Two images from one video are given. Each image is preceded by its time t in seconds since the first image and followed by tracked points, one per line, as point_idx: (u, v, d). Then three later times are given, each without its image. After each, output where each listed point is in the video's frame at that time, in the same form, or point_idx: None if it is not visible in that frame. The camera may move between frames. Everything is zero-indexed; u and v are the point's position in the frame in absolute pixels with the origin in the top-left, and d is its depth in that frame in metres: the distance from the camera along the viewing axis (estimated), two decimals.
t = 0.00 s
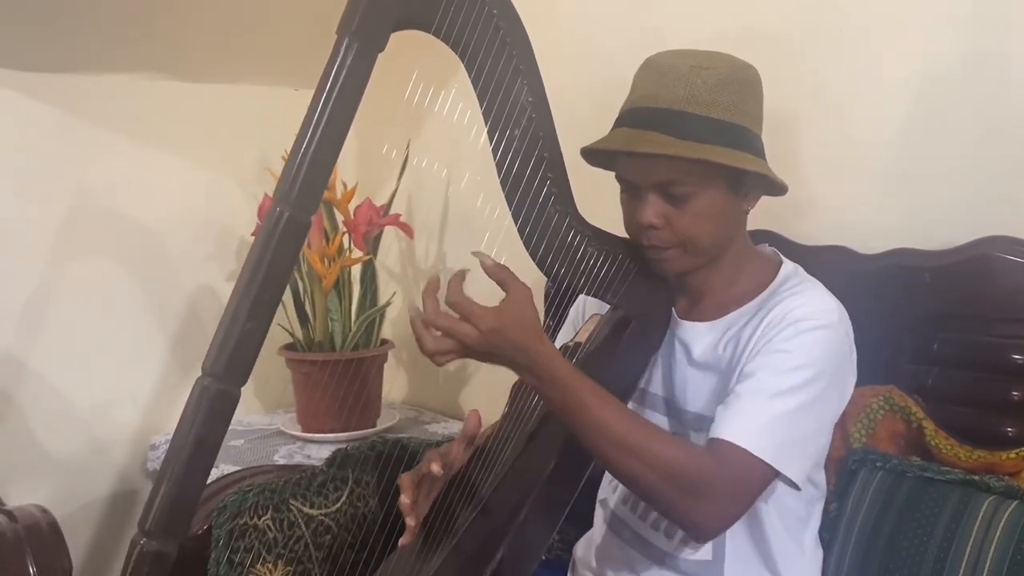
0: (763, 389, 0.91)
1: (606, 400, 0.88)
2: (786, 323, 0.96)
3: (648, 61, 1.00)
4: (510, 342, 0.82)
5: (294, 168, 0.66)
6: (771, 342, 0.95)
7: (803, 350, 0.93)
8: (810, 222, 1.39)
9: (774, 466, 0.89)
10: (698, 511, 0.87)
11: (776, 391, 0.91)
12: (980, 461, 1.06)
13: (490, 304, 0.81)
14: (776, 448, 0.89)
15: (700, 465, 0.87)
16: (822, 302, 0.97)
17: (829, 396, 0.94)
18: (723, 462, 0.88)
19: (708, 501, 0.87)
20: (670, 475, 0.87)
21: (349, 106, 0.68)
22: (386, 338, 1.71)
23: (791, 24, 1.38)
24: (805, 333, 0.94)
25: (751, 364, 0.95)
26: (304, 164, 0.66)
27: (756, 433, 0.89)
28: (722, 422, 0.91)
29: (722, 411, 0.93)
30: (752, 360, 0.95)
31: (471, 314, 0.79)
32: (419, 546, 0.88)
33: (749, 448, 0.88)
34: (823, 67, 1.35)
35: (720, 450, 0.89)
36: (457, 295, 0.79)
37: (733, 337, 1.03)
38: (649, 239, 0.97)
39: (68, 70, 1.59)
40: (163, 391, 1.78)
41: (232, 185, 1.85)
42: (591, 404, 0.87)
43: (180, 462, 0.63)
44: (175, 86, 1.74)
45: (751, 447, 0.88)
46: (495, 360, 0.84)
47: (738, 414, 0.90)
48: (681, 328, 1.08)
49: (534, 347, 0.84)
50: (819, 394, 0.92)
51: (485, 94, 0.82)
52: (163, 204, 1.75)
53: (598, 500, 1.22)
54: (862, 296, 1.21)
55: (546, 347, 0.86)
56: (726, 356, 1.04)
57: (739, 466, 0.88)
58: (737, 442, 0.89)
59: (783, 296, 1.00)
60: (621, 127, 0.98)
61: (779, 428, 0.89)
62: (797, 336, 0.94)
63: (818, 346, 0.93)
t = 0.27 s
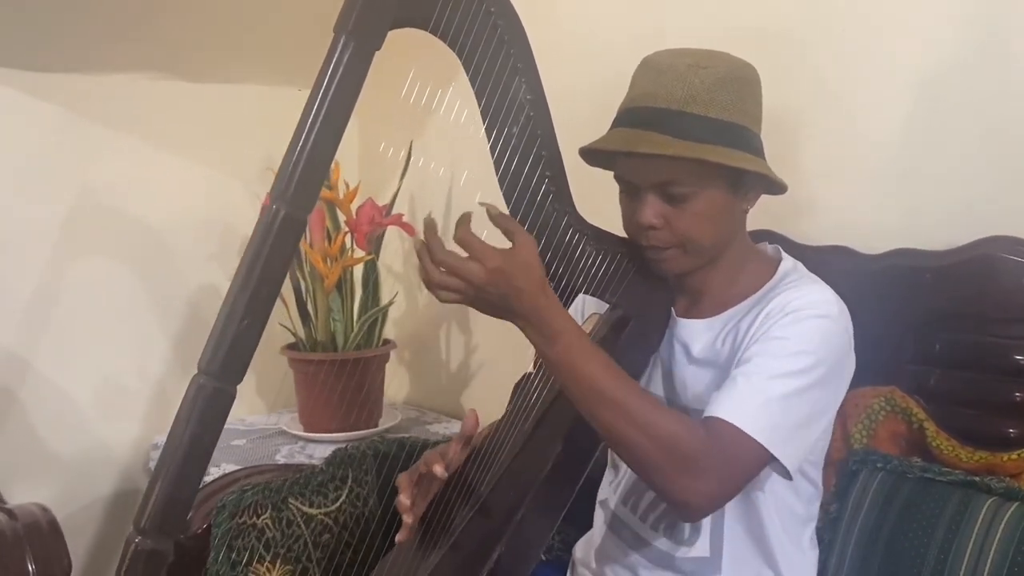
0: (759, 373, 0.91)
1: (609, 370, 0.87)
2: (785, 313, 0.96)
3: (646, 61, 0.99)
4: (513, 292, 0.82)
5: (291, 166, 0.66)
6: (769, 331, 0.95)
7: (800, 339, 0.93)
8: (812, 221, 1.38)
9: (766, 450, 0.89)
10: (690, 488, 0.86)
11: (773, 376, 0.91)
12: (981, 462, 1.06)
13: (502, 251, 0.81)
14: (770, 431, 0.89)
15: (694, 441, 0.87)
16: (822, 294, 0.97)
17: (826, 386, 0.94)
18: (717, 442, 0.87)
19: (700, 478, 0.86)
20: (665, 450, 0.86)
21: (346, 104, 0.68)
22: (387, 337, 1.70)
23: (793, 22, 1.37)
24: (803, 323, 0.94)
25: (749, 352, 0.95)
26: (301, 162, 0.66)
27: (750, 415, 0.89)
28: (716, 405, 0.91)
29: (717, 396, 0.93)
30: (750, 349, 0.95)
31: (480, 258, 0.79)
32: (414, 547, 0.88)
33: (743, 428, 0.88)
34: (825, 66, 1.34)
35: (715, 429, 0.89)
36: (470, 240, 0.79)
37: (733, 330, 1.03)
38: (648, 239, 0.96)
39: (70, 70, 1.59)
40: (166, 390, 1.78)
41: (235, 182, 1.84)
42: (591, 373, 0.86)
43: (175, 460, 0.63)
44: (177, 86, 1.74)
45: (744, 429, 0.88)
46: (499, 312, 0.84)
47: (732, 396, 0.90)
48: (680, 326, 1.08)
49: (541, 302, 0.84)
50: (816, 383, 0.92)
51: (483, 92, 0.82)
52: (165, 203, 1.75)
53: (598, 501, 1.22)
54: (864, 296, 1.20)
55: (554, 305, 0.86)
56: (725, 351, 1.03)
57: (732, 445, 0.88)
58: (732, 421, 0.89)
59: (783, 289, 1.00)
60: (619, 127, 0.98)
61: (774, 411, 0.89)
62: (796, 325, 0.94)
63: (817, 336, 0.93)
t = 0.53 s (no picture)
0: (758, 369, 0.91)
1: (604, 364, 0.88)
2: (786, 311, 0.96)
3: (648, 60, 0.99)
4: (505, 287, 0.83)
5: (291, 164, 0.66)
6: (770, 328, 0.95)
7: (801, 335, 0.92)
8: (814, 220, 1.37)
9: (764, 445, 0.89)
10: (683, 481, 0.86)
11: (772, 372, 0.90)
12: (986, 464, 1.05)
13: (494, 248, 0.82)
14: (767, 426, 0.89)
15: (689, 436, 0.87)
16: (824, 292, 0.97)
17: (826, 384, 0.93)
18: (714, 437, 0.87)
19: (694, 472, 0.86)
20: (659, 443, 0.86)
21: (347, 102, 0.68)
22: (391, 337, 1.71)
23: (795, 22, 1.37)
24: (805, 320, 0.93)
25: (750, 349, 0.95)
26: (303, 160, 0.66)
27: (748, 411, 0.88)
28: (714, 400, 0.91)
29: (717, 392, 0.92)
30: (752, 345, 0.95)
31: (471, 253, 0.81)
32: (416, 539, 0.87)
33: (739, 421, 0.88)
34: (828, 65, 1.33)
35: (713, 423, 0.88)
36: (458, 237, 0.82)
37: (735, 329, 1.02)
38: (650, 239, 0.96)
39: (75, 71, 1.59)
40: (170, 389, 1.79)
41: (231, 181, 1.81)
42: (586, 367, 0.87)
43: (175, 458, 0.63)
44: (181, 86, 1.74)
45: (742, 424, 0.88)
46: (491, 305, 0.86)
47: (731, 391, 0.90)
48: (681, 325, 1.07)
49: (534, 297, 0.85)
50: (816, 379, 0.92)
51: (484, 91, 0.82)
52: (169, 203, 1.75)
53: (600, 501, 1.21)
54: (869, 297, 1.20)
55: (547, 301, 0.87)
56: (728, 351, 1.03)
57: (728, 440, 0.88)
58: (728, 416, 0.88)
59: (785, 288, 1.00)
60: (621, 127, 0.98)
61: (772, 407, 0.89)
62: (797, 323, 0.94)
63: (818, 333, 0.93)
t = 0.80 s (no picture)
0: (763, 376, 0.91)
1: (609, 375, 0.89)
2: (791, 315, 0.96)
3: (652, 60, 0.99)
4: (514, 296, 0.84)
5: (294, 164, 0.66)
6: (775, 333, 0.95)
7: (806, 340, 0.92)
8: (819, 221, 1.37)
9: (768, 452, 0.89)
10: (687, 491, 0.87)
11: (776, 378, 0.90)
12: (990, 467, 1.03)
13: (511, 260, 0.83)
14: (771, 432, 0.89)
15: (692, 445, 0.87)
16: (829, 295, 0.96)
17: (831, 389, 0.93)
18: (717, 446, 0.88)
19: (696, 481, 0.87)
20: (662, 453, 0.87)
21: (351, 103, 0.68)
22: (395, 338, 1.71)
23: (801, 21, 1.36)
24: (810, 324, 0.93)
25: (754, 353, 0.95)
26: (306, 159, 0.66)
27: (752, 416, 0.88)
28: (718, 408, 0.91)
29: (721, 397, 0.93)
30: (756, 350, 0.95)
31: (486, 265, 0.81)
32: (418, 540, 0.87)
33: (741, 429, 0.88)
34: (833, 66, 1.33)
35: (712, 432, 0.89)
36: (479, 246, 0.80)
37: (740, 333, 1.02)
38: (653, 239, 0.96)
39: (83, 71, 1.60)
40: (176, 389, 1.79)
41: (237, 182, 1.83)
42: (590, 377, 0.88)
43: (178, 456, 0.63)
44: (186, 86, 1.75)
45: (746, 432, 0.88)
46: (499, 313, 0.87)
47: (734, 399, 0.90)
48: (685, 327, 1.07)
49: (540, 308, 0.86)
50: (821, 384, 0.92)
51: (488, 92, 0.82)
52: (175, 204, 1.76)
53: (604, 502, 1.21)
54: (874, 298, 1.19)
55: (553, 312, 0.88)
56: (732, 353, 1.03)
57: (730, 448, 0.88)
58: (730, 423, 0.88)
59: (789, 291, 1.00)
60: (625, 126, 0.98)
61: (776, 413, 0.89)
62: (801, 327, 0.93)
63: (822, 338, 0.92)
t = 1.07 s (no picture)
0: (773, 389, 0.90)
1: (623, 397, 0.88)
2: (797, 321, 0.95)
3: (654, 59, 0.99)
4: (528, 321, 0.83)
5: (295, 163, 0.66)
6: (782, 341, 0.94)
7: (814, 349, 0.92)
8: (823, 222, 1.37)
9: (782, 467, 0.88)
10: (705, 511, 0.86)
11: (787, 391, 0.90)
12: (993, 468, 1.03)
13: (527, 276, 0.83)
14: (786, 447, 0.88)
15: (711, 466, 0.87)
16: (834, 299, 0.96)
17: (840, 397, 0.93)
18: (732, 464, 0.87)
19: (717, 502, 0.86)
20: (681, 475, 0.86)
21: (352, 101, 0.68)
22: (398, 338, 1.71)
23: (806, 21, 1.36)
24: (818, 332, 0.92)
25: (762, 362, 0.94)
26: (307, 157, 0.66)
27: (767, 432, 0.88)
28: (729, 423, 0.91)
29: (731, 411, 0.92)
30: (764, 358, 0.94)
31: (502, 281, 0.81)
32: (418, 543, 0.87)
33: (759, 448, 0.87)
34: (838, 66, 1.33)
35: (728, 450, 0.88)
36: (498, 262, 0.80)
37: (744, 336, 1.02)
38: (655, 237, 0.96)
39: (90, 71, 1.60)
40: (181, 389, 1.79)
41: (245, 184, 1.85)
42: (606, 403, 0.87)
43: (178, 454, 0.63)
44: (193, 86, 1.75)
45: (759, 447, 0.87)
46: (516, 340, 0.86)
47: (746, 414, 0.90)
48: (689, 328, 1.07)
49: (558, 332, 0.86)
50: (830, 392, 0.91)
51: (489, 91, 0.82)
52: (180, 203, 1.76)
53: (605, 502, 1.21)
54: (878, 299, 1.19)
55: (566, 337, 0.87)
56: (736, 356, 1.02)
57: (748, 467, 0.87)
58: (746, 443, 0.88)
59: (793, 294, 0.99)
60: (627, 125, 0.98)
61: (789, 427, 0.89)
62: (808, 334, 0.93)
63: (829, 344, 0.92)
